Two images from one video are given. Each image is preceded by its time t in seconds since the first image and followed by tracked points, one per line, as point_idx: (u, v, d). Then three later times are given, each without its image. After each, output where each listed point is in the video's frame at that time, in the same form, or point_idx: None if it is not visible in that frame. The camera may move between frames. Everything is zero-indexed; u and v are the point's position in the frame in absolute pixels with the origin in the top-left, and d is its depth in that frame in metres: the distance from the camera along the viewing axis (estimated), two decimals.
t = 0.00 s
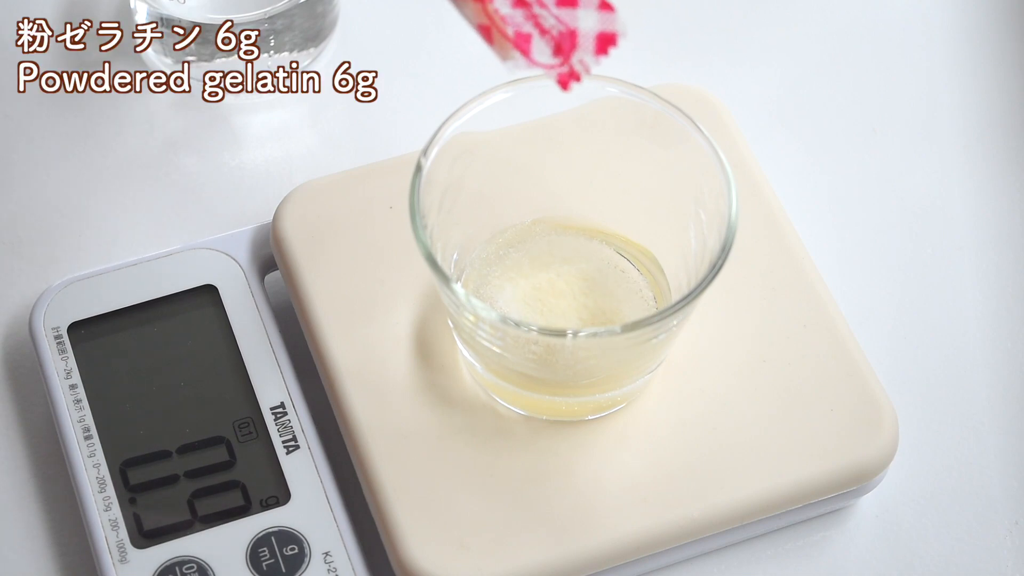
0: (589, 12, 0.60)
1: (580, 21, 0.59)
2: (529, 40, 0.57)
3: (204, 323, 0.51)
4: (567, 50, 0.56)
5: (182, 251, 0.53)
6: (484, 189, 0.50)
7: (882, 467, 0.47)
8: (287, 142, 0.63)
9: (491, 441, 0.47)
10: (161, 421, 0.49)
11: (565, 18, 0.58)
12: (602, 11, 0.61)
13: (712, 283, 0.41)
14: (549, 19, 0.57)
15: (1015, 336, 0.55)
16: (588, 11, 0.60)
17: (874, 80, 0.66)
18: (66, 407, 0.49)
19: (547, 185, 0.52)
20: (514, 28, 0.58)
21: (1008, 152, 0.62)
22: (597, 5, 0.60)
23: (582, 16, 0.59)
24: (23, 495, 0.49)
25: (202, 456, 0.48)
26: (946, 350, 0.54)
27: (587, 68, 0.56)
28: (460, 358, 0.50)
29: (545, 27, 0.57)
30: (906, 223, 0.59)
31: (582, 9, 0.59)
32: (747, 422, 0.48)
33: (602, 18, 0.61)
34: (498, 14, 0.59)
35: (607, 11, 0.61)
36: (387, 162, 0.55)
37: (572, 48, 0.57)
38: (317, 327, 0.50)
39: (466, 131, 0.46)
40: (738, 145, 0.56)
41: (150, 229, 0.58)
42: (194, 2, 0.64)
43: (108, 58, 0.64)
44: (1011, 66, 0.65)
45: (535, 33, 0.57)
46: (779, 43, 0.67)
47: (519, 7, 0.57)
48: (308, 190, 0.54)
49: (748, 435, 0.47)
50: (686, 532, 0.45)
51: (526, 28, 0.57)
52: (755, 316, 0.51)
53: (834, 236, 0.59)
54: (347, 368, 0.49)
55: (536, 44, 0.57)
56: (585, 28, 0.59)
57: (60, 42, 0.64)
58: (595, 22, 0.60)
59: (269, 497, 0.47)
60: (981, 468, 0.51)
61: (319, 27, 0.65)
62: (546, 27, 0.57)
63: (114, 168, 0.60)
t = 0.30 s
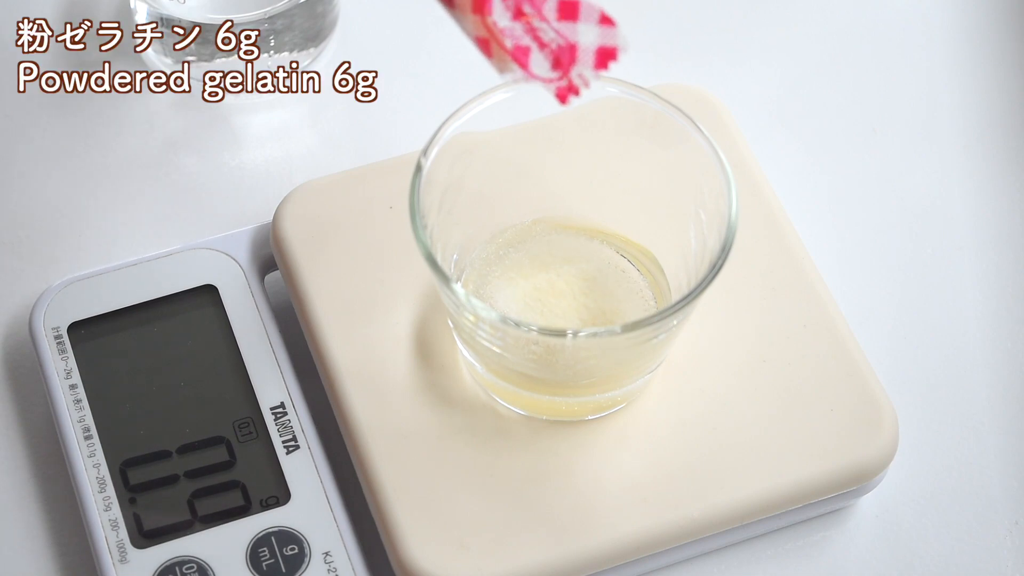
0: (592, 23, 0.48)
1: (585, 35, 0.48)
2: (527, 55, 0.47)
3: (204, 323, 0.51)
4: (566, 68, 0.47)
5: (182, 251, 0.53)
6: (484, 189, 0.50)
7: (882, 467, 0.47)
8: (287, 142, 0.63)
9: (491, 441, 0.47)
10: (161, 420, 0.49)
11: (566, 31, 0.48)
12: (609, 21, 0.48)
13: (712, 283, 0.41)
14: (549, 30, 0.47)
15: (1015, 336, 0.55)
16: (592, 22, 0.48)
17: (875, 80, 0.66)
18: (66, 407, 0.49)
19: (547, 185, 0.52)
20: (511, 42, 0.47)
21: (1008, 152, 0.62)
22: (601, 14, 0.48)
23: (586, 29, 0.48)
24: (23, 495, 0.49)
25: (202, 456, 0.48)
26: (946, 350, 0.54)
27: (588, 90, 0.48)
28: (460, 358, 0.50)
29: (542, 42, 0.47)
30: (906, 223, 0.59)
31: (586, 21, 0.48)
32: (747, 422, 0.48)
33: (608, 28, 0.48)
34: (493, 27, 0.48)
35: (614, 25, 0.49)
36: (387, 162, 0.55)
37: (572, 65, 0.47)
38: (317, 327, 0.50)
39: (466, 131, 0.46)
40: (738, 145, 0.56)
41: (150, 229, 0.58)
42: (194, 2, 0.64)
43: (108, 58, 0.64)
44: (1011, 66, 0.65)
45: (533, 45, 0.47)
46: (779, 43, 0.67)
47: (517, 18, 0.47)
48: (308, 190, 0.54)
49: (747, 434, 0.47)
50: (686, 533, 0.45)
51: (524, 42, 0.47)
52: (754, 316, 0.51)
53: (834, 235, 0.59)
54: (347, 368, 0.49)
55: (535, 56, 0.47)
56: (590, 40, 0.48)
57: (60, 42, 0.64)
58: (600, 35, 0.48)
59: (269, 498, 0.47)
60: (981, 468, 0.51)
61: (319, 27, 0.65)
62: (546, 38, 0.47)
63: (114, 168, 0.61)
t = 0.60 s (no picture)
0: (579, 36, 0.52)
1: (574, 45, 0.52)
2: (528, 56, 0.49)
3: (204, 323, 0.52)
4: (563, 69, 0.52)
5: (182, 251, 0.53)
6: (484, 189, 0.50)
7: (882, 467, 0.47)
8: (287, 142, 0.63)
9: (491, 441, 0.47)
10: (161, 420, 0.49)
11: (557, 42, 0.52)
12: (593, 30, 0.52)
13: (712, 283, 0.41)
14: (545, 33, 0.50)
15: (1015, 337, 0.55)
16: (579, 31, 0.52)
17: (875, 80, 0.66)
18: (66, 407, 0.49)
19: (547, 185, 0.52)
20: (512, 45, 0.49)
21: (1008, 152, 0.62)
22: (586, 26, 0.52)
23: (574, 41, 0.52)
24: (23, 495, 0.49)
25: (202, 456, 0.48)
26: (946, 350, 0.54)
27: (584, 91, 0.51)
28: (460, 359, 0.50)
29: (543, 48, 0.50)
30: (906, 223, 0.59)
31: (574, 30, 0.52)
32: (747, 422, 0.48)
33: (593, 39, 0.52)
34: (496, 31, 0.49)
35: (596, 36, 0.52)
36: (387, 162, 0.55)
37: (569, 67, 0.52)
38: (317, 327, 0.50)
39: (466, 131, 0.46)
40: (738, 145, 0.56)
41: (151, 229, 0.58)
42: (194, 2, 0.64)
43: (108, 58, 0.64)
44: (1011, 66, 0.65)
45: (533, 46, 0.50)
46: (779, 43, 0.67)
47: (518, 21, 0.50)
48: (308, 190, 0.54)
49: (748, 434, 0.47)
50: (686, 532, 0.45)
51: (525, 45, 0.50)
52: (754, 316, 0.51)
53: (834, 236, 0.59)
54: (347, 368, 0.49)
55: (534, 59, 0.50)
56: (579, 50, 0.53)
57: (60, 42, 0.64)
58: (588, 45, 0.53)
59: (269, 497, 0.47)
60: (981, 468, 0.51)
61: (319, 27, 0.65)
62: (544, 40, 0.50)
63: (113, 168, 0.60)
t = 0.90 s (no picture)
0: (587, 44, 0.45)
1: (580, 55, 0.45)
2: (527, 68, 0.44)
3: (204, 323, 0.52)
4: (568, 82, 0.45)
5: (181, 251, 0.53)
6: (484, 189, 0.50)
7: (882, 467, 0.47)
8: (287, 142, 0.63)
9: (491, 441, 0.47)
10: (161, 420, 0.49)
11: (563, 49, 0.44)
12: (603, 45, 0.45)
13: (712, 283, 0.41)
14: (549, 46, 0.44)
15: (1016, 337, 0.55)
16: (588, 44, 0.45)
17: (875, 80, 0.66)
18: (66, 407, 0.49)
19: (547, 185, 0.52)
20: (510, 54, 0.44)
21: (1008, 152, 0.62)
22: (596, 36, 0.45)
23: (582, 50, 0.45)
24: (23, 495, 0.49)
25: (202, 456, 0.48)
26: (946, 350, 0.54)
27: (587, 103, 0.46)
28: (460, 359, 0.50)
29: (546, 61, 0.44)
30: (906, 223, 0.59)
31: (582, 41, 0.45)
32: (747, 422, 0.48)
33: (601, 52, 0.45)
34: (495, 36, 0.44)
35: (606, 48, 0.46)
36: (387, 163, 0.55)
37: (573, 80, 0.45)
38: (317, 327, 0.50)
39: (466, 131, 0.47)
40: (738, 145, 0.56)
41: (151, 229, 0.58)
42: (195, 2, 0.64)
43: (108, 58, 0.64)
44: (1011, 66, 0.65)
45: (535, 59, 0.44)
46: (779, 43, 0.67)
47: (519, 27, 0.44)
48: (308, 190, 0.54)
49: (748, 435, 0.47)
50: (686, 533, 0.45)
51: (526, 54, 0.44)
52: (754, 316, 0.51)
53: (834, 236, 0.59)
54: (347, 368, 0.49)
55: (536, 69, 0.44)
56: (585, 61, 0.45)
57: (61, 42, 0.64)
58: (594, 58, 0.45)
59: (269, 497, 0.47)
60: (981, 468, 0.51)
61: (319, 27, 0.65)
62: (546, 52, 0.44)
63: (113, 169, 0.60)
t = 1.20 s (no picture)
0: (619, 32, 0.46)
1: (613, 42, 0.45)
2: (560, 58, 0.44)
3: (204, 323, 0.52)
4: (600, 70, 0.45)
5: (182, 251, 0.53)
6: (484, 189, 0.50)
7: (882, 466, 0.47)
8: (287, 142, 0.63)
9: (491, 441, 0.47)
10: (161, 420, 0.49)
11: (594, 38, 0.45)
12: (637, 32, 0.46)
13: (712, 283, 0.41)
14: (580, 35, 0.45)
15: (1016, 337, 0.55)
16: (620, 31, 0.46)
17: (875, 80, 0.66)
18: (66, 407, 0.49)
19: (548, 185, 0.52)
20: (543, 43, 0.43)
21: (1008, 152, 0.62)
22: (629, 23, 0.46)
23: (615, 37, 0.45)
24: (23, 495, 0.49)
25: (202, 456, 0.48)
26: (946, 350, 0.54)
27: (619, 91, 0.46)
28: (461, 359, 0.50)
29: (579, 50, 0.45)
30: (906, 223, 0.59)
31: (615, 29, 0.45)
32: (747, 422, 0.48)
33: (636, 39, 0.46)
34: (525, 28, 0.43)
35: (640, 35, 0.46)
36: (387, 162, 0.55)
37: (606, 68, 0.45)
38: (317, 327, 0.50)
39: (466, 131, 0.47)
40: (738, 145, 0.56)
41: (151, 229, 0.58)
42: (194, 2, 0.64)
43: (108, 58, 0.64)
44: (1011, 66, 0.65)
45: (566, 47, 0.44)
46: (779, 43, 0.67)
47: (550, 17, 0.44)
48: (308, 190, 0.54)
49: (747, 435, 0.47)
50: (686, 532, 0.45)
51: (558, 44, 0.44)
52: (754, 316, 0.51)
53: (834, 236, 0.59)
54: (347, 368, 0.49)
55: (568, 57, 0.44)
56: (619, 48, 0.45)
57: (60, 42, 0.64)
58: (627, 44, 0.46)
59: (269, 498, 0.47)
60: (981, 468, 0.51)
61: (320, 27, 0.65)
62: (578, 41, 0.45)
63: (113, 169, 0.60)
